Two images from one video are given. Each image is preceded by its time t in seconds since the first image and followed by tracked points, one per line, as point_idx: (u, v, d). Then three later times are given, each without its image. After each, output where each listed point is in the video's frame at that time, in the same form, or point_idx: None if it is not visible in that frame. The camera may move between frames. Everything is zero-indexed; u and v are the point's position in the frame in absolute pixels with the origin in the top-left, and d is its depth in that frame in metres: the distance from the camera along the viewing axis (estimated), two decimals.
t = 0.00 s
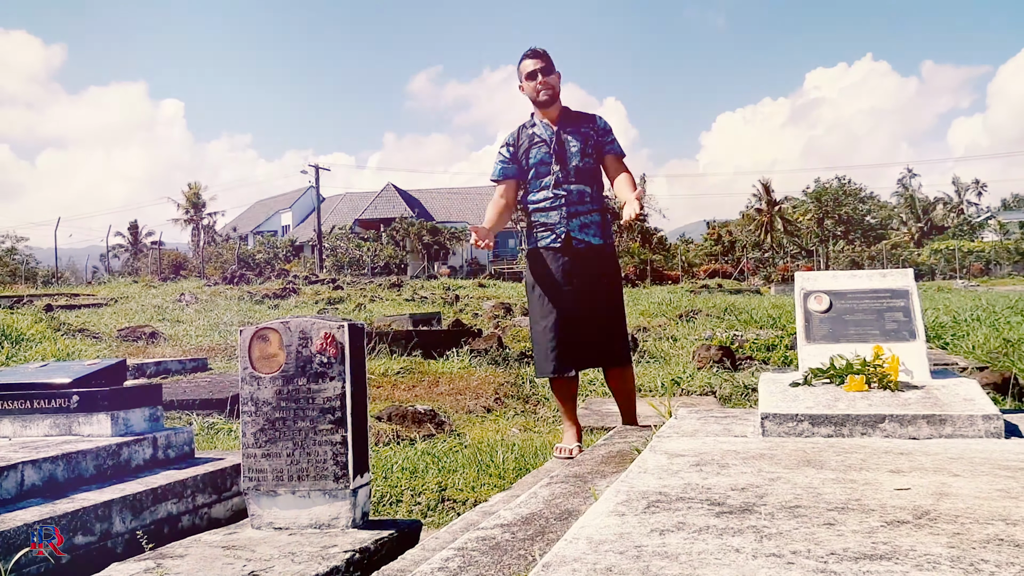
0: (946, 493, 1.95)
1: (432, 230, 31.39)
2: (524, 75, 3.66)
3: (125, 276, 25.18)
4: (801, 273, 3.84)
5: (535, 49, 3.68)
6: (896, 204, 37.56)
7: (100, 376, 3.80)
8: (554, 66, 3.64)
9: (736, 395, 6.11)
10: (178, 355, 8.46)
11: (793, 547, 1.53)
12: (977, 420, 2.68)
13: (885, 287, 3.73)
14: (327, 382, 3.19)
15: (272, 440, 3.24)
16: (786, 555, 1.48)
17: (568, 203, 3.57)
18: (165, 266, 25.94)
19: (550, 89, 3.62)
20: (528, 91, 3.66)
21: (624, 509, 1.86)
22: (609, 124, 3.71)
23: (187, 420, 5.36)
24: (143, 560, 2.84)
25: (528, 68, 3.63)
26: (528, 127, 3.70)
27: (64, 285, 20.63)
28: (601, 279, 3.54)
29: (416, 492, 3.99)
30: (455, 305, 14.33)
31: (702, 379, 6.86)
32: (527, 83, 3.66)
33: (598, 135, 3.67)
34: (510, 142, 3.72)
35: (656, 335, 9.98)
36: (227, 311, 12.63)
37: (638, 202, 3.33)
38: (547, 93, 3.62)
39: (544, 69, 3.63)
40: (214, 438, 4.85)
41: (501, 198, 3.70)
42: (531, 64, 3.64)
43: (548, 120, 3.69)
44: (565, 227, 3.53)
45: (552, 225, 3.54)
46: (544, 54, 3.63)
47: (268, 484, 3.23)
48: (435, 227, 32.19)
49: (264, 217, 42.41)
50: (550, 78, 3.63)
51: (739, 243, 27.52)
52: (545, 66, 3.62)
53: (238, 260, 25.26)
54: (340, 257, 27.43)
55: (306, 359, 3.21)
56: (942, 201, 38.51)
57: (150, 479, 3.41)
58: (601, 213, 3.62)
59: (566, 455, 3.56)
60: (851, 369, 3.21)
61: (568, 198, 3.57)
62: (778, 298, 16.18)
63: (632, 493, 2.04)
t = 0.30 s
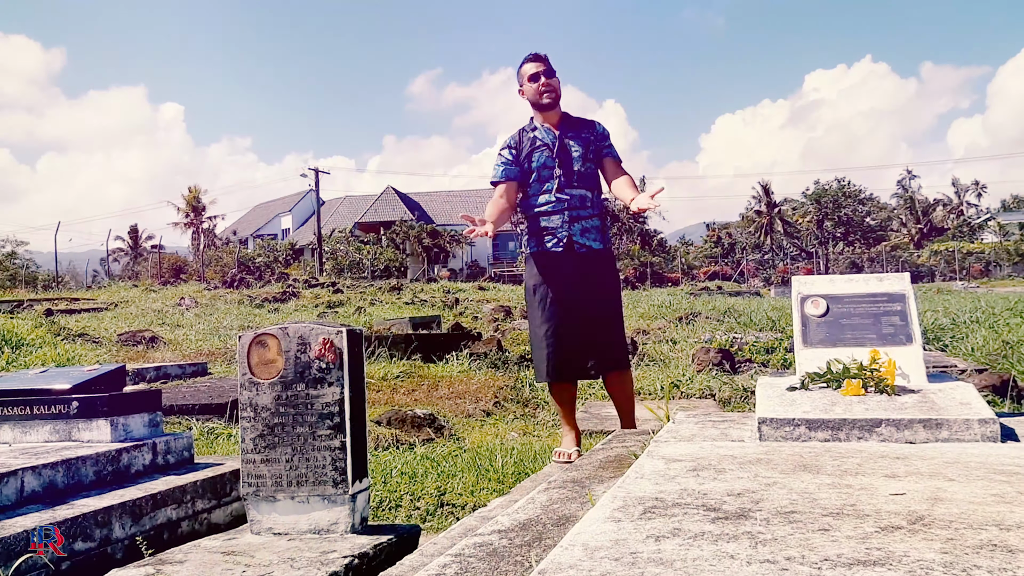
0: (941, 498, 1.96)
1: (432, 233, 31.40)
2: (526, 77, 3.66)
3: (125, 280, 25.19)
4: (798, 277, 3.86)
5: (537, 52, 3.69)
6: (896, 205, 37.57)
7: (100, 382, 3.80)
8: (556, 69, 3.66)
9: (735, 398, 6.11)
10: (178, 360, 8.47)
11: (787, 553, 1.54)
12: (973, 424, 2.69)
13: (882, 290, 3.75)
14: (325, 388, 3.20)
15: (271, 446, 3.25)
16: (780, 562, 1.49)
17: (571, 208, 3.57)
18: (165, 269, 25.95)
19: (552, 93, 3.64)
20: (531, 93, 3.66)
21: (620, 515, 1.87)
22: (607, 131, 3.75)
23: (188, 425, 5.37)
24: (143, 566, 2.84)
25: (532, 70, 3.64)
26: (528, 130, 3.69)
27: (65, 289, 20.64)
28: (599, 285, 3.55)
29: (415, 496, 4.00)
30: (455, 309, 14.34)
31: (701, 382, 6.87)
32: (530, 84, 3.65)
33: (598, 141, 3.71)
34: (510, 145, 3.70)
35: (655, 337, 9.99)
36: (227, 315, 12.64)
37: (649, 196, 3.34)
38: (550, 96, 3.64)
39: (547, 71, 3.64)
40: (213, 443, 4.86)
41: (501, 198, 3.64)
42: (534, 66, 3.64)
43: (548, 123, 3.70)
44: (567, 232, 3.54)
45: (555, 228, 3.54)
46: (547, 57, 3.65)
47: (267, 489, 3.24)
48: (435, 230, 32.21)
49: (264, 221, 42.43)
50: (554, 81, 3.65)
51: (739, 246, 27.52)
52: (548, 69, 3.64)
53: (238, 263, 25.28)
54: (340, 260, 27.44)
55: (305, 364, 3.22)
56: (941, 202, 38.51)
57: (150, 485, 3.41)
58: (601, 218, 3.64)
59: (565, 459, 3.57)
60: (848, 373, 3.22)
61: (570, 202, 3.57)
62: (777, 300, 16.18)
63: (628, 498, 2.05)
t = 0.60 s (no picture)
0: (938, 502, 1.97)
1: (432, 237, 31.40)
2: (527, 80, 3.66)
3: (125, 284, 25.20)
4: (796, 281, 3.87)
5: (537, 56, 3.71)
6: (896, 207, 37.58)
7: (100, 388, 3.81)
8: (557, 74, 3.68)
9: (735, 401, 6.12)
10: (179, 364, 8.48)
11: (783, 557, 1.55)
12: (971, 427, 2.70)
13: (879, 294, 3.76)
14: (324, 393, 3.21)
15: (271, 450, 3.26)
16: (776, 565, 1.50)
17: (573, 211, 3.59)
18: (165, 273, 25.97)
19: (553, 97, 3.66)
20: (532, 96, 3.66)
21: (618, 519, 1.88)
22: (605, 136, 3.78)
23: (188, 430, 5.38)
24: (142, 572, 2.85)
25: (533, 73, 3.65)
26: (528, 134, 3.69)
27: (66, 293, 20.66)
28: (597, 289, 3.56)
29: (415, 500, 4.01)
30: (455, 312, 14.33)
31: (701, 385, 6.87)
32: (532, 88, 3.65)
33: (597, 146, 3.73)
34: (510, 149, 3.68)
35: (655, 341, 10.00)
36: (227, 319, 12.66)
37: (654, 199, 3.35)
38: (550, 100, 3.65)
39: (549, 75, 3.65)
40: (214, 447, 4.87)
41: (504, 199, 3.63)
42: (536, 70, 3.65)
43: (548, 127, 3.71)
44: (570, 235, 3.56)
45: (557, 232, 3.56)
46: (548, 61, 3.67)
47: (267, 494, 3.24)
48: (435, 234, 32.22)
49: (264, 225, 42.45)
50: (556, 85, 3.67)
51: (739, 249, 27.52)
52: (549, 73, 3.65)
53: (238, 268, 25.29)
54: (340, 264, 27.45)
55: (304, 369, 3.23)
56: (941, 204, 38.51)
57: (151, 490, 3.42)
58: (601, 222, 3.67)
59: (565, 463, 3.57)
60: (846, 377, 3.23)
61: (572, 206, 3.59)
62: (777, 303, 16.18)
63: (626, 502, 2.05)
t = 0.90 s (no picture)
0: (936, 501, 1.98)
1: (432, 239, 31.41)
2: (528, 81, 3.67)
3: (125, 288, 25.20)
4: (795, 281, 3.88)
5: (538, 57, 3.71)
6: (896, 208, 37.58)
7: (100, 390, 3.82)
8: (557, 76, 3.70)
9: (735, 401, 6.12)
10: (179, 367, 8.48)
11: (781, 556, 1.56)
12: (969, 427, 2.71)
13: (878, 294, 3.78)
14: (324, 395, 3.22)
15: (272, 452, 3.27)
16: (774, 565, 1.51)
17: (573, 213, 3.61)
18: (165, 276, 25.97)
19: (553, 99, 3.68)
20: (533, 97, 3.67)
21: (617, 519, 1.89)
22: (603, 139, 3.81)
23: (189, 432, 5.39)
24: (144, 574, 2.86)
25: (535, 74, 3.65)
26: (528, 135, 3.70)
27: (67, 296, 20.68)
28: (597, 289, 3.57)
29: (416, 501, 4.02)
30: (455, 314, 14.34)
31: (701, 386, 6.88)
32: (533, 88, 3.66)
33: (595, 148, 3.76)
34: (510, 150, 3.67)
35: (655, 341, 10.01)
36: (227, 322, 12.66)
37: (657, 199, 3.36)
38: (551, 100, 3.66)
39: (550, 76, 3.67)
40: (214, 449, 4.88)
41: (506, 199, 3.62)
42: (537, 71, 3.66)
43: (548, 129, 3.72)
44: (570, 236, 3.57)
45: (557, 233, 3.57)
46: (549, 63, 3.68)
47: (267, 496, 3.25)
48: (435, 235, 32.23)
49: (265, 227, 42.47)
50: (556, 87, 3.69)
51: (739, 250, 27.53)
52: (550, 74, 3.67)
53: (238, 270, 25.29)
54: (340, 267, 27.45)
55: (305, 371, 3.24)
56: (941, 204, 38.53)
57: (152, 493, 3.43)
58: (599, 223, 3.69)
59: (565, 464, 3.58)
60: (844, 377, 3.24)
61: (572, 208, 3.61)
62: (777, 303, 16.17)
63: (626, 503, 2.06)
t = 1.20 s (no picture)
0: (933, 499, 1.98)
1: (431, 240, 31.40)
2: (528, 81, 3.67)
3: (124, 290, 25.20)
4: (793, 280, 3.88)
5: (540, 58, 3.72)
6: (895, 207, 37.60)
7: (100, 393, 3.82)
8: (558, 77, 3.70)
9: (734, 401, 6.13)
10: (179, 369, 8.48)
11: (779, 555, 1.56)
12: (967, 425, 2.71)
13: (876, 294, 3.78)
14: (323, 396, 3.23)
15: (271, 454, 3.27)
16: (771, 563, 1.51)
17: (572, 214, 3.62)
18: (164, 278, 25.96)
19: (554, 100, 3.68)
20: (534, 97, 3.67)
21: (615, 519, 1.89)
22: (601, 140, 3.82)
23: (188, 434, 5.39)
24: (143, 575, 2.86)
25: (536, 74, 3.65)
26: (528, 136, 3.70)
27: (68, 299, 20.70)
28: (596, 290, 3.58)
29: (415, 502, 4.02)
30: (455, 315, 14.34)
31: (700, 386, 6.88)
32: (534, 89, 3.66)
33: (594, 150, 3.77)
34: (510, 150, 3.67)
35: (655, 342, 10.01)
36: (227, 324, 12.65)
37: (659, 199, 3.37)
38: (551, 101, 3.67)
39: (552, 77, 3.67)
40: (214, 451, 4.88)
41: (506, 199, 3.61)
42: (539, 71, 3.66)
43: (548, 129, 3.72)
44: (569, 237, 3.58)
45: (556, 234, 3.58)
46: (550, 64, 3.69)
47: (267, 497, 3.25)
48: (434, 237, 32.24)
49: (264, 229, 42.47)
50: (557, 88, 3.69)
51: (739, 249, 27.58)
52: (551, 75, 3.67)
53: (238, 272, 25.30)
54: (339, 268, 27.45)
55: (304, 372, 3.25)
56: (940, 203, 38.56)
57: (151, 495, 3.43)
58: (598, 224, 3.70)
59: (564, 464, 3.59)
60: (843, 376, 3.24)
61: (571, 209, 3.62)
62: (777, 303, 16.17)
63: (624, 503, 2.06)
